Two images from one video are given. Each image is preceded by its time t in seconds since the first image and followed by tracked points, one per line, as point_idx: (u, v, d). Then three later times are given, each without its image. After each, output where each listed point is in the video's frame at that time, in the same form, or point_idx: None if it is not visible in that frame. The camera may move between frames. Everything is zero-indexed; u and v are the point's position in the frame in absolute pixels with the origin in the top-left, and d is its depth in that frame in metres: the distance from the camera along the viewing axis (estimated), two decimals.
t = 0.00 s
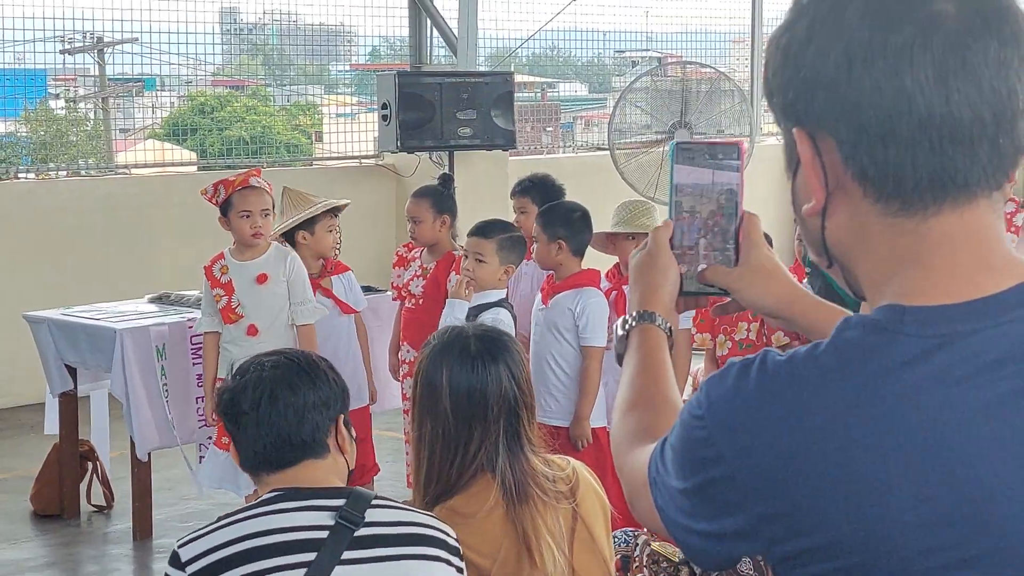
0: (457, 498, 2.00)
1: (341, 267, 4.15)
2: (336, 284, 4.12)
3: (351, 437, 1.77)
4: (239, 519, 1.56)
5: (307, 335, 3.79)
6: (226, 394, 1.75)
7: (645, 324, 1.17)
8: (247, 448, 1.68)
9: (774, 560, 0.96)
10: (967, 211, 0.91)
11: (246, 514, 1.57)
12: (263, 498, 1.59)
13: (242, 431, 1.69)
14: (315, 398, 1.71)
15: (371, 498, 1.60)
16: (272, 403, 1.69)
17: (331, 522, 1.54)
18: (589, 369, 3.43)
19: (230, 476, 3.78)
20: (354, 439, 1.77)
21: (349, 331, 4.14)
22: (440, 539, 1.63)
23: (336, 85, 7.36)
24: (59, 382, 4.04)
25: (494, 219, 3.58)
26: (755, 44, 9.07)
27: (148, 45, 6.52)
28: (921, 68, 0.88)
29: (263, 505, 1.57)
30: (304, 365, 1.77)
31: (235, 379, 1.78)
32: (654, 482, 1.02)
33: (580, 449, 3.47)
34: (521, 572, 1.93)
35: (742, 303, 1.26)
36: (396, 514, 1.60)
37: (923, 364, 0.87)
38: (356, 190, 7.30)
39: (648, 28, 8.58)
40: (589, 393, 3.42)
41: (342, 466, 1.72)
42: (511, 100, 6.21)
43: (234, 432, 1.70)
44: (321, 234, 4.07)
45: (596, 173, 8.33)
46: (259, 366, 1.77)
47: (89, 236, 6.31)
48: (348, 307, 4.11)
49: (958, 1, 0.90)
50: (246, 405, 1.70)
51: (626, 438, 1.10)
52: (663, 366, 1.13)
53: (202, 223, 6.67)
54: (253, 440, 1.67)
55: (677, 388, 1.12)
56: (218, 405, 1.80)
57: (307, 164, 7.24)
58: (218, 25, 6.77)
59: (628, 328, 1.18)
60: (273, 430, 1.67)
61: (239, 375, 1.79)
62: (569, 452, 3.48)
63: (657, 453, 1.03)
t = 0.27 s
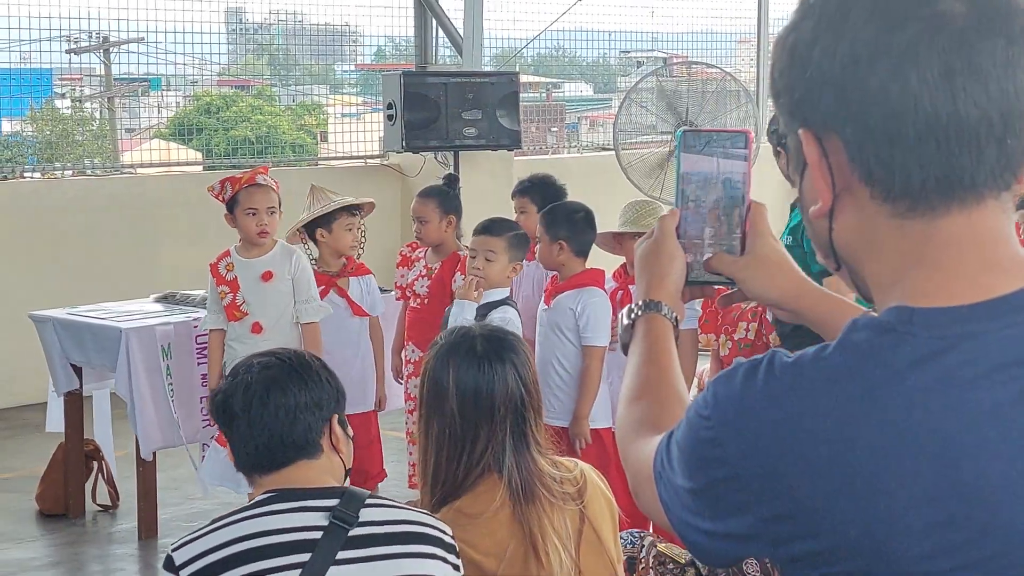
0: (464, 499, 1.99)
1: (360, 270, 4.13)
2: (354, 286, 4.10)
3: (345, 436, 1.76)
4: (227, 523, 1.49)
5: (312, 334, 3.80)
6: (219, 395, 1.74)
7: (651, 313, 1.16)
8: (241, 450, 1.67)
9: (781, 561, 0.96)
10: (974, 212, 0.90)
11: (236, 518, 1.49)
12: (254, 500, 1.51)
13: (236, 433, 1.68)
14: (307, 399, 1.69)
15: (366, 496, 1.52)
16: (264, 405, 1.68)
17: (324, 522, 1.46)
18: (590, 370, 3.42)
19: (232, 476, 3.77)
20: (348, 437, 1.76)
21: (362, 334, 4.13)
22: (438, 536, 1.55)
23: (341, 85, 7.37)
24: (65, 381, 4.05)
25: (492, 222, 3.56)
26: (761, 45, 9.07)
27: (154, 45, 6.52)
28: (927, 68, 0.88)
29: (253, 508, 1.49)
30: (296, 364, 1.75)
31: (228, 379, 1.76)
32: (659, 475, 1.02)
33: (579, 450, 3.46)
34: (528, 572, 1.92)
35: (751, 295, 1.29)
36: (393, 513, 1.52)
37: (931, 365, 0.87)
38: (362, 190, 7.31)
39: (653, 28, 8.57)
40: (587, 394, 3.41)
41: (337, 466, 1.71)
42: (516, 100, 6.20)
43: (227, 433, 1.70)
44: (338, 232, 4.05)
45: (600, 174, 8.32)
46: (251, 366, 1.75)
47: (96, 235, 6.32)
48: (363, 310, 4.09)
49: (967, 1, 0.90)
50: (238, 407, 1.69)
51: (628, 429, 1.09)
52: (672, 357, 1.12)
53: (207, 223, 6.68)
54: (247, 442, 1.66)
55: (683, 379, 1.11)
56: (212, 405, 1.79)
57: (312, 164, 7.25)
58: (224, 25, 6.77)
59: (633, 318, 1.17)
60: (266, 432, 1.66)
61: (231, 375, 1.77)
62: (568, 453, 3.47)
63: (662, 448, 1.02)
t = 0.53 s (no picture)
0: (502, 498, 1.97)
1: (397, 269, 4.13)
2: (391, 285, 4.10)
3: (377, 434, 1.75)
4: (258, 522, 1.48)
5: (349, 335, 3.79)
6: (251, 392, 1.73)
7: (695, 318, 1.15)
8: (273, 448, 1.67)
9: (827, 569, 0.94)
10: None
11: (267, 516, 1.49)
12: (286, 498, 1.51)
13: (268, 431, 1.68)
14: (339, 398, 1.68)
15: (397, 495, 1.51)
16: (295, 404, 1.67)
17: (355, 521, 1.46)
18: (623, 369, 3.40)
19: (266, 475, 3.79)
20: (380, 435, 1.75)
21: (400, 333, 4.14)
22: (468, 535, 1.54)
23: (377, 85, 7.39)
24: (103, 379, 4.08)
25: (523, 219, 3.52)
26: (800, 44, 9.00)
27: (193, 45, 6.55)
28: (979, 64, 0.87)
29: (285, 507, 1.49)
30: (329, 363, 1.74)
31: (261, 376, 1.76)
32: (703, 483, 1.01)
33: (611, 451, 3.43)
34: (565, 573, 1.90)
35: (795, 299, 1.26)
36: (424, 513, 1.52)
37: (982, 370, 0.86)
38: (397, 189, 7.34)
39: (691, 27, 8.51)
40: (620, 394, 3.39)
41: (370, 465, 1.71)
42: (553, 100, 6.20)
43: (259, 431, 1.69)
44: (381, 231, 4.08)
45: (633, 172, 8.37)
46: (284, 364, 1.74)
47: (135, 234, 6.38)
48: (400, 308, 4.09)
49: None
50: (269, 405, 1.69)
51: (670, 435, 1.09)
52: (712, 363, 1.12)
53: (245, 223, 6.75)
54: (279, 440, 1.66)
55: (727, 385, 1.11)
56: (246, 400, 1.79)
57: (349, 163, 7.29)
58: (262, 25, 6.81)
59: (676, 322, 1.17)
60: (297, 431, 1.65)
61: (265, 372, 1.77)
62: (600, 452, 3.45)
63: (707, 454, 1.01)
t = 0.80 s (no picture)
0: (548, 500, 1.96)
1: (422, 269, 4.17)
2: (418, 285, 4.13)
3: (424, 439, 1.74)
4: (300, 524, 1.49)
5: (383, 336, 3.80)
6: (297, 392, 1.74)
7: (754, 339, 1.15)
8: (319, 447, 1.67)
9: None
10: None
11: (309, 518, 1.49)
12: (328, 500, 1.51)
13: (314, 430, 1.68)
14: (385, 400, 1.68)
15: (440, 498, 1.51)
16: (341, 405, 1.67)
17: (399, 524, 1.46)
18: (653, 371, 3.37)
19: (297, 475, 3.79)
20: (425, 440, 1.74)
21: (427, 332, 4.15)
22: (511, 538, 1.55)
23: (403, 85, 7.39)
24: (136, 378, 4.11)
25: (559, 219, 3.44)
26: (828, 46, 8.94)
27: (221, 45, 6.60)
28: None
29: (328, 508, 1.49)
30: (375, 364, 1.74)
31: (308, 375, 1.76)
32: (773, 504, 1.01)
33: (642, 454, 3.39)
34: None
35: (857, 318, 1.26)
36: (467, 516, 1.52)
37: None
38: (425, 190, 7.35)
39: (716, 27, 8.51)
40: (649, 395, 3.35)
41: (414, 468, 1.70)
42: (582, 101, 6.19)
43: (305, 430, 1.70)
44: (411, 233, 4.06)
45: (659, 175, 8.31)
46: (330, 365, 1.74)
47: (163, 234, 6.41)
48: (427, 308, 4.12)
49: None
50: (315, 405, 1.69)
51: (736, 460, 1.09)
52: (773, 386, 1.11)
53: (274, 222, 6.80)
54: (325, 440, 1.67)
55: (791, 415, 1.10)
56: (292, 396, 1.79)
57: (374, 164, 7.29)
58: (287, 26, 6.83)
59: (735, 343, 1.16)
60: (343, 431, 1.66)
61: (311, 372, 1.77)
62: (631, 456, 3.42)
63: (778, 474, 1.01)
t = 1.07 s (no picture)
0: (582, 500, 2.00)
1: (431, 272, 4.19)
2: (427, 288, 4.11)
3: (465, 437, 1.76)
4: (343, 517, 1.55)
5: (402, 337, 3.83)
6: (341, 381, 1.76)
7: (814, 365, 1.24)
8: (359, 436, 1.69)
9: None
10: None
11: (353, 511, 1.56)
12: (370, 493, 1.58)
13: (355, 419, 1.70)
14: (427, 391, 1.70)
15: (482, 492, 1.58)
16: (385, 394, 1.69)
17: (442, 518, 1.53)
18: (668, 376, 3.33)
19: (320, 478, 3.79)
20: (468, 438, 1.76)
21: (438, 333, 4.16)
22: (553, 532, 1.61)
23: (403, 85, 7.35)
24: (151, 380, 4.10)
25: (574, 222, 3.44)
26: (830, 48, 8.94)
27: (223, 45, 6.59)
28: None
29: (371, 502, 1.56)
30: (419, 355, 1.76)
31: (351, 364, 1.78)
32: (848, 518, 1.07)
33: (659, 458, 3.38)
34: None
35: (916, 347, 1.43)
36: (508, 511, 1.58)
37: None
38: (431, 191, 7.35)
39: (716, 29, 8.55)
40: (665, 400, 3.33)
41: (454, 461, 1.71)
42: (592, 102, 6.20)
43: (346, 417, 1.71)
44: (418, 234, 4.09)
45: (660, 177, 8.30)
46: (375, 354, 1.76)
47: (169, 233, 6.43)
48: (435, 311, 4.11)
49: None
50: (358, 393, 1.71)
51: (804, 481, 1.15)
52: (835, 411, 1.20)
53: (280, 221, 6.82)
54: (366, 428, 1.68)
55: (852, 438, 1.17)
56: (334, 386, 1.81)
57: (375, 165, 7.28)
58: (287, 26, 6.82)
59: (796, 369, 1.26)
60: (385, 421, 1.67)
61: (354, 361, 1.79)
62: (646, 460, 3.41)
63: (853, 489, 1.07)
